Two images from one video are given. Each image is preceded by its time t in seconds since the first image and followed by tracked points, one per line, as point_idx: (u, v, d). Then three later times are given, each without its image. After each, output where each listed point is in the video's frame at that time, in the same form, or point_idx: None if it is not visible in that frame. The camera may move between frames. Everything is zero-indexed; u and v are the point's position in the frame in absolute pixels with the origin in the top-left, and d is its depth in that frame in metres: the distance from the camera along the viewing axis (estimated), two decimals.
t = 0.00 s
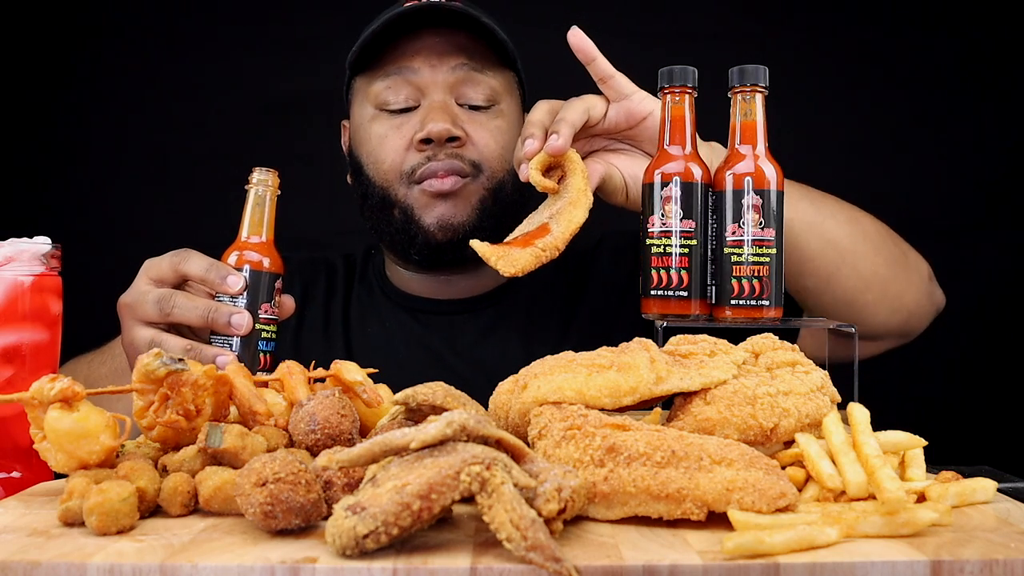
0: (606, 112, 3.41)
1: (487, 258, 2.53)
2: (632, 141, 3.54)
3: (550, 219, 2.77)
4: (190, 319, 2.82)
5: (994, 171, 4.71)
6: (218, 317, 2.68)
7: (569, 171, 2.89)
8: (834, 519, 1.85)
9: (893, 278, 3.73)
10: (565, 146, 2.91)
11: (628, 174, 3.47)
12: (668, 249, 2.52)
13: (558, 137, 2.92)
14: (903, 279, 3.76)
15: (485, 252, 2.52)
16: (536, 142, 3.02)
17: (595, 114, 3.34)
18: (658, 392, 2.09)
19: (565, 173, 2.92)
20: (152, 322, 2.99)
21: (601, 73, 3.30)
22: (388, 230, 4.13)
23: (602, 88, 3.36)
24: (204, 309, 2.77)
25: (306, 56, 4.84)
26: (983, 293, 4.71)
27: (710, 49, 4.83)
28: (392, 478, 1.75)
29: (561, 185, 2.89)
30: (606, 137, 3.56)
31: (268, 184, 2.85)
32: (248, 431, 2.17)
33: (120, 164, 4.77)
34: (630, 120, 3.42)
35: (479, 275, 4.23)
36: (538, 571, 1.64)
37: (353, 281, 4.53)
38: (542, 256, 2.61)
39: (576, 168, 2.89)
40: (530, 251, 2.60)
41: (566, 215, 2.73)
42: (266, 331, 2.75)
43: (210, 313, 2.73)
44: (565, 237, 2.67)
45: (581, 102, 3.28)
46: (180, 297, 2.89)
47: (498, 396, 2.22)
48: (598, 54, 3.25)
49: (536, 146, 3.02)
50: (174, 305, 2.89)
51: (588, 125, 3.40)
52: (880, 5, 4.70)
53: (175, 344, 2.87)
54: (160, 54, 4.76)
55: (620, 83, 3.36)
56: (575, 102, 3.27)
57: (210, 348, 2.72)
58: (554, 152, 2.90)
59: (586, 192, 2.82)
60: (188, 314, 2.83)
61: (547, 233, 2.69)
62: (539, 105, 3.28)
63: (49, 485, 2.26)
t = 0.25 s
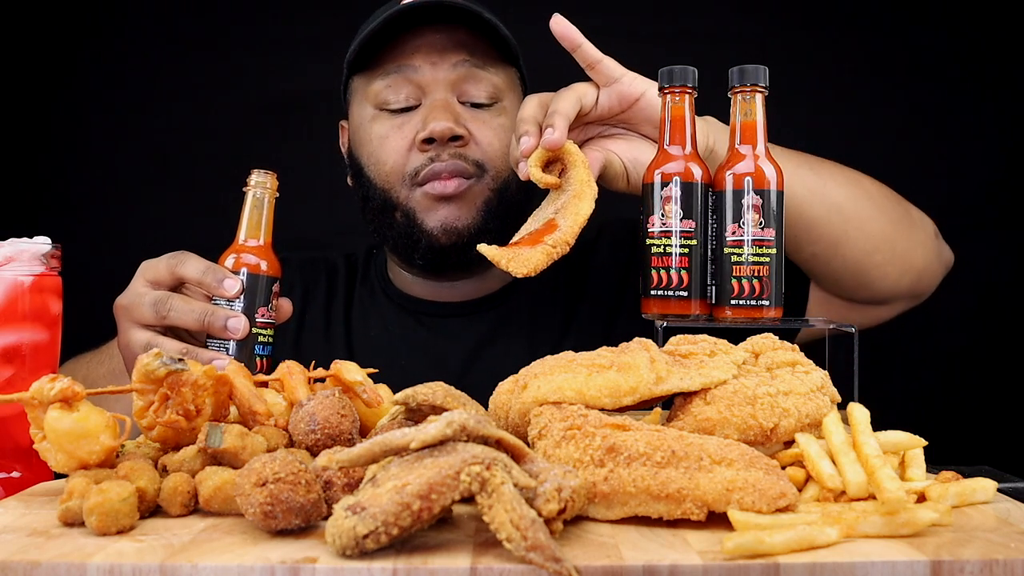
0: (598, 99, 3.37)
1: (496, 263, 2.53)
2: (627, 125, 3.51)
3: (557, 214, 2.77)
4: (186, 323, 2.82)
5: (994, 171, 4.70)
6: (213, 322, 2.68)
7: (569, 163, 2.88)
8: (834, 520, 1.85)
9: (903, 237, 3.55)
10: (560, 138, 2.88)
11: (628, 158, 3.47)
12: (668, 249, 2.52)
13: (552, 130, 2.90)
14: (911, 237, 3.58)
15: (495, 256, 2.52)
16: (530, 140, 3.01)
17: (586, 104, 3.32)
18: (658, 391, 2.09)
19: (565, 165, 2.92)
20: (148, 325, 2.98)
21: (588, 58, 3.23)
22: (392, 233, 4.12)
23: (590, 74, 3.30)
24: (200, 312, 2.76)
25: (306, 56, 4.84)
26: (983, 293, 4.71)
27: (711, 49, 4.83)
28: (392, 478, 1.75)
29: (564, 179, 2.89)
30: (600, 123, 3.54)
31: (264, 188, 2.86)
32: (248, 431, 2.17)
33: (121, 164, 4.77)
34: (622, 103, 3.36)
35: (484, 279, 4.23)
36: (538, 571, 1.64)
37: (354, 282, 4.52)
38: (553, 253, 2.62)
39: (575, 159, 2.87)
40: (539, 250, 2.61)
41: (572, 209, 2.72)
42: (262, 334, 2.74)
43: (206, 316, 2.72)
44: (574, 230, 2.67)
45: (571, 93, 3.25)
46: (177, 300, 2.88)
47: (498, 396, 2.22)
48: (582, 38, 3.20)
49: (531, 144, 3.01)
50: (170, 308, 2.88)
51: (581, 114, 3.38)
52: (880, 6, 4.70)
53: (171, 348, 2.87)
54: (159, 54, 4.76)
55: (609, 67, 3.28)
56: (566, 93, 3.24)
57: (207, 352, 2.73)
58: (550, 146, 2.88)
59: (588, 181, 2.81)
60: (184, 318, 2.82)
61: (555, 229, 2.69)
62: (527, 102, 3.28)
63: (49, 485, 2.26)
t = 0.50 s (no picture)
0: (601, 100, 3.36)
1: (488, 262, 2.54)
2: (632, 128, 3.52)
3: (552, 216, 2.76)
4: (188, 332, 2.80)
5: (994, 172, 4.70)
6: (216, 330, 2.67)
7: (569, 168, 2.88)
8: (834, 520, 1.85)
9: (910, 247, 3.56)
10: (561, 140, 2.89)
11: (631, 162, 3.48)
12: (668, 249, 2.52)
13: (553, 132, 2.91)
14: (918, 247, 3.59)
15: (486, 255, 2.53)
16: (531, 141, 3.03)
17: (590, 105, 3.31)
18: (658, 392, 2.09)
19: (564, 169, 2.92)
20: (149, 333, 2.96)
21: (592, 59, 3.22)
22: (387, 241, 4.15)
23: (595, 74, 3.28)
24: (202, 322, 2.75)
25: (306, 56, 4.84)
26: (983, 293, 4.71)
27: (711, 49, 4.83)
28: (392, 478, 1.75)
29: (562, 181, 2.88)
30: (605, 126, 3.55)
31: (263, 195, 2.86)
32: (247, 431, 2.17)
33: (121, 164, 4.77)
34: (626, 105, 3.35)
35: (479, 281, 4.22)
36: (538, 571, 1.64)
37: (353, 284, 4.51)
38: (544, 256, 2.61)
39: (574, 163, 2.87)
40: (531, 252, 2.60)
41: (568, 212, 2.72)
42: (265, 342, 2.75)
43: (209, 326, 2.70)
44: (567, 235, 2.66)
45: (574, 94, 3.25)
46: (178, 309, 2.85)
47: (498, 396, 2.22)
48: (587, 38, 3.17)
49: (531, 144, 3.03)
50: (172, 317, 2.85)
51: (585, 115, 3.37)
52: (881, 5, 4.70)
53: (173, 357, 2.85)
54: (160, 54, 4.76)
55: (613, 69, 3.27)
56: (568, 94, 3.23)
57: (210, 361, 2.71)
58: (551, 148, 2.89)
59: (586, 187, 2.81)
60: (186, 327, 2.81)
61: (548, 233, 2.68)
62: (530, 102, 3.28)
63: (49, 485, 2.26)
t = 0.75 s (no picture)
0: (623, 111, 3.35)
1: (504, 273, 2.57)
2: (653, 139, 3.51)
3: (570, 228, 2.78)
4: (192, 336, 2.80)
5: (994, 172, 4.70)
6: (221, 335, 2.67)
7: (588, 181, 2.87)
8: (834, 520, 1.85)
9: (916, 276, 3.59)
10: (581, 152, 2.88)
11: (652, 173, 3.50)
12: (668, 249, 2.52)
13: (574, 144, 2.89)
14: (922, 275, 3.62)
15: (503, 266, 2.56)
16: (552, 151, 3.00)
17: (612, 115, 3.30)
18: (659, 392, 2.09)
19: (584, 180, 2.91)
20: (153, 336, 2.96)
21: (616, 70, 3.22)
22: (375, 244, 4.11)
23: (619, 85, 3.29)
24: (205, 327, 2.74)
25: (305, 56, 4.84)
26: (983, 293, 4.71)
27: (710, 49, 4.83)
28: (392, 478, 1.75)
29: (580, 193, 2.88)
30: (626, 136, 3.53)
31: (267, 199, 2.85)
32: (248, 431, 2.17)
33: (120, 164, 4.77)
34: (648, 115, 3.36)
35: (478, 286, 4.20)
36: (538, 571, 1.64)
37: (352, 285, 4.51)
38: (562, 270, 2.64)
39: (594, 175, 2.87)
40: (550, 266, 2.62)
41: (586, 225, 2.74)
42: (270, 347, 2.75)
43: (213, 329, 2.70)
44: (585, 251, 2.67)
45: (598, 105, 3.24)
46: (183, 313, 2.85)
47: (498, 396, 2.22)
48: (612, 48, 3.17)
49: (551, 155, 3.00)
50: (177, 321, 2.85)
51: (606, 126, 3.36)
52: (880, 5, 4.70)
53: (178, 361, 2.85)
54: (159, 54, 4.76)
55: (637, 79, 3.28)
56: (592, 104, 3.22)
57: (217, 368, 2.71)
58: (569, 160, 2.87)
59: (605, 200, 2.81)
60: (190, 332, 2.80)
61: (567, 245, 2.71)
62: (553, 111, 3.26)
63: (49, 485, 2.26)
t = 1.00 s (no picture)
0: (622, 106, 3.34)
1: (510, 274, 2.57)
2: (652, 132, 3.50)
3: (573, 225, 2.78)
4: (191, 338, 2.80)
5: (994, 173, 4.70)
6: (221, 336, 2.67)
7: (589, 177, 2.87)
8: (834, 520, 1.85)
9: (915, 270, 3.59)
10: (581, 147, 2.88)
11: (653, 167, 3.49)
12: (668, 249, 2.52)
13: (573, 139, 2.90)
14: (921, 270, 3.62)
15: (508, 267, 2.56)
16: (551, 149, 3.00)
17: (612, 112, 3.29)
18: (658, 391, 2.09)
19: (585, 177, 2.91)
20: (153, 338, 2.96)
21: (613, 65, 3.22)
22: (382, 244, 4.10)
23: (615, 80, 3.28)
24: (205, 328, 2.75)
25: (305, 56, 4.85)
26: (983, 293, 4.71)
27: (710, 49, 4.84)
28: (392, 478, 1.75)
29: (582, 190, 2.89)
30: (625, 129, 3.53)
31: (268, 200, 2.84)
32: (248, 431, 2.17)
33: (120, 164, 4.77)
34: (646, 110, 3.35)
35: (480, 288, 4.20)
36: (538, 571, 1.64)
37: (353, 286, 4.50)
38: (566, 268, 2.64)
39: (595, 172, 2.87)
40: (552, 264, 2.63)
41: (588, 222, 2.73)
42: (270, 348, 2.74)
43: (212, 331, 2.71)
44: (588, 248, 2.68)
45: (596, 100, 3.23)
46: (183, 314, 2.85)
47: (498, 396, 2.22)
48: (609, 44, 3.18)
49: (551, 151, 3.00)
50: (176, 322, 2.85)
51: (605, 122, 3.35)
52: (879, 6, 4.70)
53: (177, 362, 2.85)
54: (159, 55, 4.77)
55: (634, 74, 3.27)
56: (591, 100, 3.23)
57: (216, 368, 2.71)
58: (568, 155, 2.88)
59: (607, 197, 2.81)
60: (190, 333, 2.80)
61: (570, 243, 2.71)
62: (552, 108, 3.26)
63: (49, 484, 2.25)
